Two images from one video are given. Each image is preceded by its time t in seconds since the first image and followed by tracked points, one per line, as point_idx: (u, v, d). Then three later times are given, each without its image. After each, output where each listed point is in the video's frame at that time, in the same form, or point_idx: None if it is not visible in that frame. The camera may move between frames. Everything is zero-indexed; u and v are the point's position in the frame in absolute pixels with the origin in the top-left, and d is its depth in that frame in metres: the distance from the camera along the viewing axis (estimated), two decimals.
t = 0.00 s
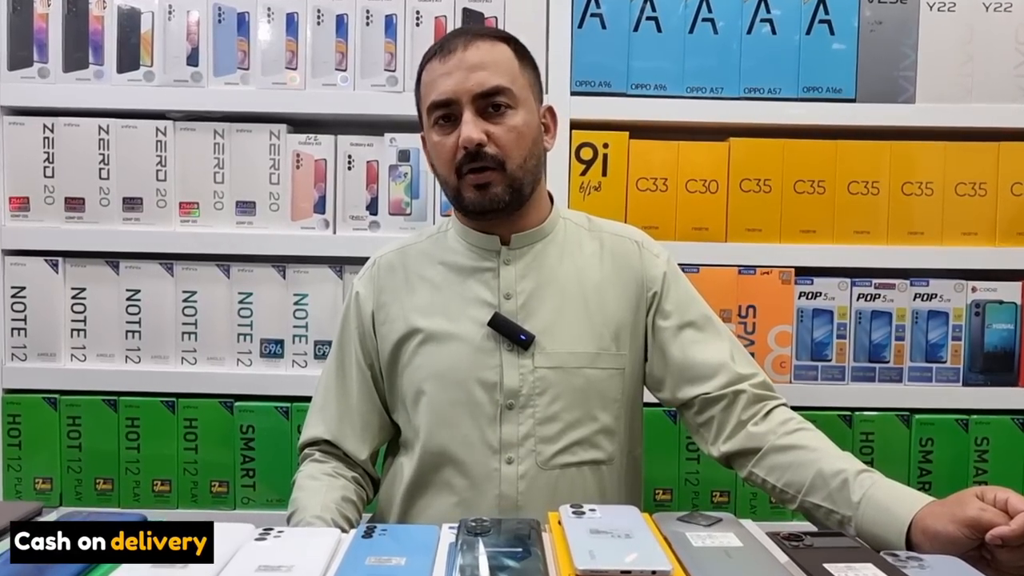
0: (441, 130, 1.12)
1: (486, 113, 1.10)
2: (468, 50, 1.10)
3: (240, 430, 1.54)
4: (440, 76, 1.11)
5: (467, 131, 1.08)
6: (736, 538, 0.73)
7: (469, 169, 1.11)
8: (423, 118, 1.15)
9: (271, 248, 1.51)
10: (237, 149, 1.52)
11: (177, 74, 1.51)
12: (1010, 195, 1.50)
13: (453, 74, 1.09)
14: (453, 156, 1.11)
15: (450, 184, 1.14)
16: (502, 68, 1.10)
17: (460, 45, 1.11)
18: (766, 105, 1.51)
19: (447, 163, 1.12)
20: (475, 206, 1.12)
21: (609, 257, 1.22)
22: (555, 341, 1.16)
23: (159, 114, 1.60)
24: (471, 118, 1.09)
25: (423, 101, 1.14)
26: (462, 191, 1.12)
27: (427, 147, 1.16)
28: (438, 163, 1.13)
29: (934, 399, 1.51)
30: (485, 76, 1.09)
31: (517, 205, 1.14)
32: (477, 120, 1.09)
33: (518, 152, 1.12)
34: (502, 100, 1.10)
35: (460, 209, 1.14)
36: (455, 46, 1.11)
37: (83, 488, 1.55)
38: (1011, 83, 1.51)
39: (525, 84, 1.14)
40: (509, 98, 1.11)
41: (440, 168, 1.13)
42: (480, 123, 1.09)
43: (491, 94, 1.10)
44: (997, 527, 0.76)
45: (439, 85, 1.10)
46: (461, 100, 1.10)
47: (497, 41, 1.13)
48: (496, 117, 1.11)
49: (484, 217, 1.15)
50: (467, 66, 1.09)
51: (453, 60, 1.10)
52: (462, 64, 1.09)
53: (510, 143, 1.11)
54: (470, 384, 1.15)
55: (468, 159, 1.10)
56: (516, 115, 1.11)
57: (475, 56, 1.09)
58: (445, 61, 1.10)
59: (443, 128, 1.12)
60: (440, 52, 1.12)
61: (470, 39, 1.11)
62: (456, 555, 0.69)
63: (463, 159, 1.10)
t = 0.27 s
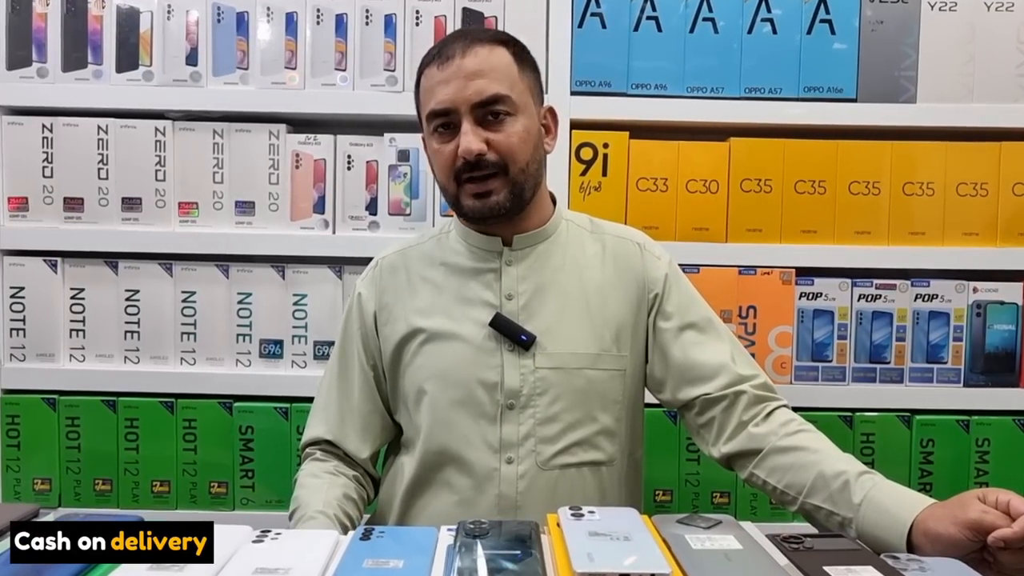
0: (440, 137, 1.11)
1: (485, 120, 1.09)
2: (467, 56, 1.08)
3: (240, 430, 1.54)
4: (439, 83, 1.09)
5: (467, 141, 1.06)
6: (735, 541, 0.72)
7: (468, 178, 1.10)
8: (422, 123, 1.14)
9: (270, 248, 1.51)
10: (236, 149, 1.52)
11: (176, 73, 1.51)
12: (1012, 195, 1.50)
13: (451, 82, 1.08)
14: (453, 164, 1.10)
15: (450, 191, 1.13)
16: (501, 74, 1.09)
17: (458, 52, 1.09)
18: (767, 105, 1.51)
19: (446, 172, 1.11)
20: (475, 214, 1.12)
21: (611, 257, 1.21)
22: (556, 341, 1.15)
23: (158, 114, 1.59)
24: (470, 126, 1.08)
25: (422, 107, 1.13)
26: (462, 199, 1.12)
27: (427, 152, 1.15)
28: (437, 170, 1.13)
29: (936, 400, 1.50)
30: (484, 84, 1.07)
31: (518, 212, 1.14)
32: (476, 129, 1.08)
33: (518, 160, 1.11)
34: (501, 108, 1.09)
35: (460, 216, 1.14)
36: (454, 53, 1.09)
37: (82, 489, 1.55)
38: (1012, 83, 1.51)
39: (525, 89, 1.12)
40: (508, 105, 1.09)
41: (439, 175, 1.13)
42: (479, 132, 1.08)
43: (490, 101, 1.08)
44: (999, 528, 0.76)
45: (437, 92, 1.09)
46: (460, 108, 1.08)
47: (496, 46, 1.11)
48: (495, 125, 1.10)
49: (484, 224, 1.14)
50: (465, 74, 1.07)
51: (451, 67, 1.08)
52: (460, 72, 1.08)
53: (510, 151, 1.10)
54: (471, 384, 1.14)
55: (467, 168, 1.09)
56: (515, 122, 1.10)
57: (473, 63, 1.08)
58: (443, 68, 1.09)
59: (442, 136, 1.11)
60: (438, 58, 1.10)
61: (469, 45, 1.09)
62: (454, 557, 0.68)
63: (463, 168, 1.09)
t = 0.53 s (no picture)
0: (440, 143, 1.10)
1: (486, 127, 1.08)
2: (466, 62, 1.07)
3: (240, 430, 1.54)
4: (438, 89, 1.08)
5: (466, 149, 1.06)
6: (734, 540, 0.72)
7: (468, 184, 1.09)
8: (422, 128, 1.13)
9: (271, 248, 1.51)
10: (236, 148, 1.52)
11: (176, 73, 1.51)
12: (1013, 195, 1.50)
13: (451, 88, 1.07)
14: (452, 171, 1.09)
15: (450, 197, 1.12)
16: (500, 81, 1.07)
17: (457, 57, 1.08)
18: (767, 105, 1.51)
19: (446, 178, 1.10)
20: (475, 220, 1.11)
21: (613, 257, 1.21)
22: (559, 342, 1.15)
23: (159, 113, 1.59)
24: (470, 133, 1.07)
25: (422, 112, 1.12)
26: (462, 206, 1.11)
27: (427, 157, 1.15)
28: (437, 176, 1.12)
29: (936, 400, 1.50)
30: (483, 91, 1.06)
31: (518, 217, 1.13)
32: (476, 136, 1.07)
33: (519, 166, 1.10)
34: (502, 114, 1.08)
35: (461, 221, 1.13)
36: (453, 58, 1.07)
37: (82, 488, 1.55)
38: (1013, 82, 1.51)
39: (525, 94, 1.11)
40: (508, 111, 1.08)
41: (439, 181, 1.12)
42: (479, 139, 1.07)
43: (490, 108, 1.07)
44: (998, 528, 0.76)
45: (437, 99, 1.08)
46: (459, 115, 1.07)
47: (497, 51, 1.09)
48: (495, 131, 1.08)
49: (484, 229, 1.14)
50: (465, 81, 1.06)
51: (450, 73, 1.07)
52: (460, 78, 1.06)
53: (510, 157, 1.09)
54: (475, 385, 1.14)
55: (467, 175, 1.08)
56: (515, 128, 1.09)
57: (473, 69, 1.06)
58: (443, 74, 1.07)
59: (441, 142, 1.10)
60: (438, 63, 1.09)
61: (468, 50, 1.07)
62: (453, 557, 0.68)
63: (463, 175, 1.08)
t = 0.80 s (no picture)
0: (443, 150, 1.11)
1: (489, 133, 1.08)
2: (470, 69, 1.07)
3: (239, 430, 1.54)
4: (442, 96, 1.08)
5: (470, 157, 1.06)
6: (731, 540, 0.72)
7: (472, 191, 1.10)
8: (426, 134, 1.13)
9: (270, 248, 1.51)
10: (235, 149, 1.52)
11: (175, 74, 1.51)
12: (1011, 195, 1.50)
13: (454, 96, 1.07)
14: (456, 178, 1.09)
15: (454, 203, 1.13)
16: (503, 87, 1.08)
17: (461, 64, 1.08)
18: (766, 105, 1.51)
19: (450, 184, 1.11)
20: (478, 227, 1.12)
21: (618, 259, 1.21)
22: (563, 343, 1.15)
23: (158, 114, 1.60)
24: (473, 141, 1.07)
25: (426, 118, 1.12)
26: (465, 212, 1.12)
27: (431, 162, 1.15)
28: (441, 182, 1.12)
29: (935, 400, 1.50)
30: (487, 98, 1.06)
31: (522, 222, 1.14)
32: (479, 144, 1.07)
33: (522, 173, 1.10)
34: (505, 121, 1.08)
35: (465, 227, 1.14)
36: (457, 65, 1.08)
37: (82, 488, 1.55)
38: (1012, 83, 1.51)
39: (529, 100, 1.11)
40: (512, 119, 1.08)
41: (443, 187, 1.12)
42: (482, 147, 1.07)
43: (494, 115, 1.07)
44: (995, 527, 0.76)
45: (441, 106, 1.08)
46: (463, 123, 1.07)
47: (501, 57, 1.09)
48: (499, 139, 1.09)
49: (489, 234, 1.14)
50: (468, 88, 1.06)
51: (454, 80, 1.07)
52: (464, 85, 1.07)
53: (513, 165, 1.09)
54: (479, 386, 1.15)
55: (471, 182, 1.09)
56: (519, 134, 1.09)
57: (477, 77, 1.06)
58: (447, 81, 1.07)
59: (445, 148, 1.10)
60: (442, 69, 1.09)
61: (472, 57, 1.07)
62: (450, 557, 0.69)
63: (466, 182, 1.09)
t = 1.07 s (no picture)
0: (462, 147, 1.11)
1: (509, 133, 1.08)
2: (491, 68, 1.07)
3: (239, 430, 1.54)
4: (462, 94, 1.08)
5: (489, 155, 1.06)
6: (729, 540, 0.72)
7: (491, 189, 1.10)
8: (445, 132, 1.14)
9: (269, 249, 1.51)
10: (235, 149, 1.52)
11: (175, 75, 1.52)
12: (1010, 196, 1.50)
13: (475, 94, 1.07)
14: (475, 176, 1.10)
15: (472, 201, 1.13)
16: (524, 87, 1.08)
17: (482, 62, 1.08)
18: (766, 106, 1.51)
19: (468, 182, 1.11)
20: (496, 224, 1.12)
21: (632, 259, 1.22)
22: (579, 342, 1.16)
23: (158, 115, 1.60)
24: (493, 139, 1.07)
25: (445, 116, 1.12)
26: (484, 210, 1.12)
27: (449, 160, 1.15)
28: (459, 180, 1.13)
29: (934, 400, 1.50)
30: (507, 97, 1.07)
31: (539, 222, 1.14)
32: (498, 142, 1.08)
33: (541, 172, 1.11)
34: (525, 120, 1.08)
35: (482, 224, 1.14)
36: (478, 64, 1.08)
37: (82, 489, 1.55)
38: (1011, 83, 1.51)
39: (548, 100, 1.12)
40: (532, 118, 1.09)
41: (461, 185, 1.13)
42: (502, 145, 1.08)
43: (514, 114, 1.07)
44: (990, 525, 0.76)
45: (461, 104, 1.08)
46: (483, 121, 1.08)
47: (521, 57, 1.10)
48: (518, 137, 1.09)
49: (505, 232, 1.14)
50: (489, 86, 1.07)
51: (475, 78, 1.08)
52: (485, 84, 1.07)
53: (532, 164, 1.09)
54: (497, 385, 1.14)
55: (490, 180, 1.09)
56: (538, 134, 1.10)
57: (497, 76, 1.07)
58: (467, 80, 1.08)
59: (464, 147, 1.11)
60: (462, 67, 1.09)
61: (493, 56, 1.08)
62: (448, 557, 0.69)
63: (485, 180, 1.09)
